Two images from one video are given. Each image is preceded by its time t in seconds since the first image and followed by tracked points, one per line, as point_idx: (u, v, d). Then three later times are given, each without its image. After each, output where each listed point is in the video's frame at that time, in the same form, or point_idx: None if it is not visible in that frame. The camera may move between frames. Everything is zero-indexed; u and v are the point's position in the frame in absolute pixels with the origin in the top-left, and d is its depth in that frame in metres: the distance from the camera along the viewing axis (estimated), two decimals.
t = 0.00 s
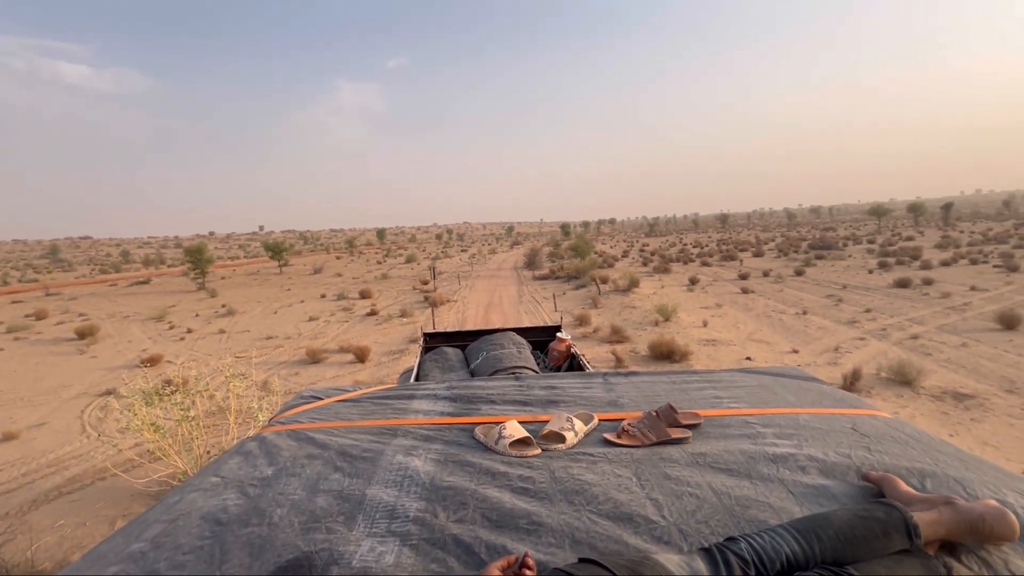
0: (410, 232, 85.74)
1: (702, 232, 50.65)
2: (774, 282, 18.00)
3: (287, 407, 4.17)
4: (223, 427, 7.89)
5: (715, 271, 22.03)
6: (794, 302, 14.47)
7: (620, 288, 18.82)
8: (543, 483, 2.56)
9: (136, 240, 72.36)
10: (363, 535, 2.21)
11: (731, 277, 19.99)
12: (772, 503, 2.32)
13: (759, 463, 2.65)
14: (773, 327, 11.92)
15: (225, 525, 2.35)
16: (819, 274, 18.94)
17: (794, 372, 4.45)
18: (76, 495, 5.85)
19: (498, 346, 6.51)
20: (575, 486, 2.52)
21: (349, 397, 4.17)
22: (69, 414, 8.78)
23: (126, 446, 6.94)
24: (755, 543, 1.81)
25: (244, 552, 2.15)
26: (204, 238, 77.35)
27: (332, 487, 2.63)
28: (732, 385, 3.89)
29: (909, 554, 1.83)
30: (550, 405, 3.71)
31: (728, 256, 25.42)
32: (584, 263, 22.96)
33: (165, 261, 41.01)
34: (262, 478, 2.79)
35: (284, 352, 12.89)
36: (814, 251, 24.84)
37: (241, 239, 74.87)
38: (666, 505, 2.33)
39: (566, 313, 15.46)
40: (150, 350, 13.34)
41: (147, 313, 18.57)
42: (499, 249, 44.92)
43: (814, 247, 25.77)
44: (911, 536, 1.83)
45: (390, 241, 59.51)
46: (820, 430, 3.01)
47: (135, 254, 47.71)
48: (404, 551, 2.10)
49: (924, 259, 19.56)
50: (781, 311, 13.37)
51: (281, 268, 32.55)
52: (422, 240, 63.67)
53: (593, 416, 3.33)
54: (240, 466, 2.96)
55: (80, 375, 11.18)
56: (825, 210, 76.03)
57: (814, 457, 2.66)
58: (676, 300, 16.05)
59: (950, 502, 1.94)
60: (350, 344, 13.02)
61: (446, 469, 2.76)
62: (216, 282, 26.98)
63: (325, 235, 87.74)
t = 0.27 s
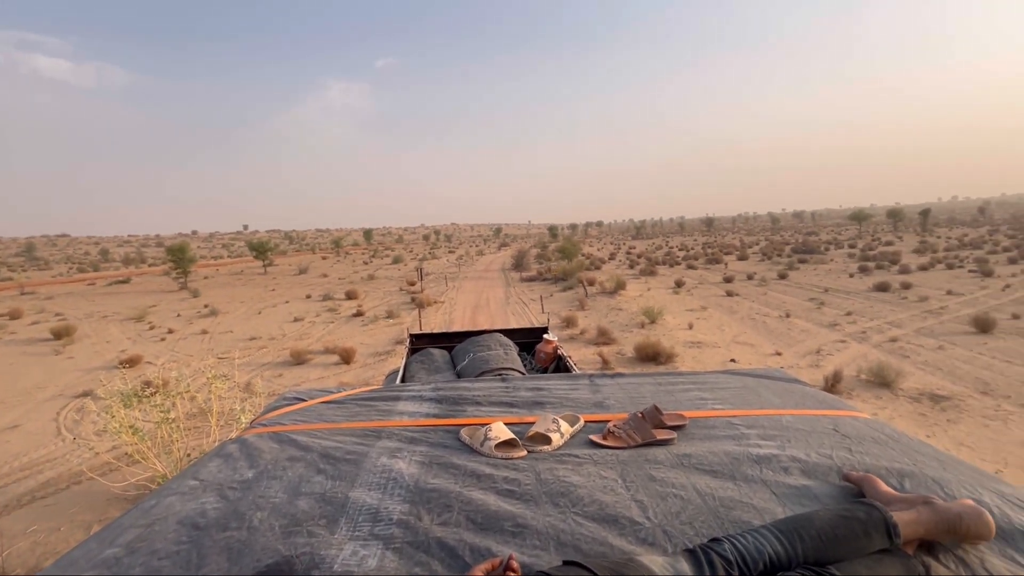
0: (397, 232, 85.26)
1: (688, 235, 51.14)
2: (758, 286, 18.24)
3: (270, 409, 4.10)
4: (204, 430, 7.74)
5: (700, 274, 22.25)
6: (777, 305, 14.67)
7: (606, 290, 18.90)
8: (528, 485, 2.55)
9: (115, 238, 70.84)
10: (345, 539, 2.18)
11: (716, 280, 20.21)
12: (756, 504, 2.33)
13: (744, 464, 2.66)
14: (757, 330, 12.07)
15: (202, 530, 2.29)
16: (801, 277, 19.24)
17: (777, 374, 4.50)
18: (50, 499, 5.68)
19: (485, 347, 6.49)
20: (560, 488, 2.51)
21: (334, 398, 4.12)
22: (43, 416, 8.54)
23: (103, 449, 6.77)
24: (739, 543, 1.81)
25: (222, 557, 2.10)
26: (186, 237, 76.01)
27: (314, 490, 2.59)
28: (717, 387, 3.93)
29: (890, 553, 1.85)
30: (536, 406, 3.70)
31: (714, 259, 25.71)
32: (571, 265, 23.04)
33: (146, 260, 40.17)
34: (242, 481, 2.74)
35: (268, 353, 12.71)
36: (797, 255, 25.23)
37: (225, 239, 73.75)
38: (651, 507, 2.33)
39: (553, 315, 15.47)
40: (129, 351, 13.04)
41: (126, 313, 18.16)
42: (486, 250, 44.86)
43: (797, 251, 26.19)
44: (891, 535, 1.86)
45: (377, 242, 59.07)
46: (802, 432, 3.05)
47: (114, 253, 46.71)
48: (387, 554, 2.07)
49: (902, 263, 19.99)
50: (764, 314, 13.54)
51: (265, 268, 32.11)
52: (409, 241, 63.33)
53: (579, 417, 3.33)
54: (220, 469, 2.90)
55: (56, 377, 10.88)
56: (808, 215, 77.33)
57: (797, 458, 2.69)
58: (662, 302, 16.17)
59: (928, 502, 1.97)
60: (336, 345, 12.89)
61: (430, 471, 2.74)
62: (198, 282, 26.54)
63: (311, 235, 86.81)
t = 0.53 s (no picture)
0: (385, 231, 84.72)
1: (675, 237, 51.55)
2: (743, 288, 18.45)
3: (251, 407, 4.03)
4: (185, 430, 7.60)
5: (687, 276, 22.45)
6: (762, 307, 14.85)
7: (594, 291, 18.98)
8: (512, 483, 2.54)
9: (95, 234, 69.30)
10: (325, 537, 2.15)
11: (702, 282, 20.40)
12: (736, 501, 2.36)
13: (725, 462, 2.69)
14: (742, 331, 12.21)
15: (178, 529, 2.24)
16: (785, 280, 19.51)
17: (760, 373, 4.55)
18: (23, 501, 5.53)
19: (471, 347, 6.46)
20: (544, 485, 2.51)
21: (317, 397, 4.07)
22: (17, 415, 8.32)
23: (80, 450, 6.61)
24: (719, 539, 1.83)
25: (198, 557, 2.06)
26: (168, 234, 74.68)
27: (294, 489, 2.55)
28: (700, 386, 3.96)
29: (865, 547, 1.88)
30: (521, 405, 3.70)
31: (700, 261, 25.96)
32: (559, 266, 23.10)
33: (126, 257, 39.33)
34: (221, 480, 2.69)
35: (252, 352, 12.52)
36: (781, 258, 25.60)
37: (209, 236, 72.65)
38: (633, 504, 2.33)
39: (541, 315, 15.48)
40: (108, 349, 12.76)
41: (105, 311, 17.77)
42: (475, 250, 44.79)
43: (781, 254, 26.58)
44: (867, 530, 1.89)
45: (364, 241, 58.62)
46: (784, 430, 3.08)
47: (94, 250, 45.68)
48: (368, 553, 2.05)
49: (882, 267, 20.38)
50: (749, 315, 13.71)
51: (250, 266, 31.67)
52: (397, 240, 62.93)
53: (563, 416, 3.33)
54: (198, 467, 2.85)
55: (31, 376, 10.61)
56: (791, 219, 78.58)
57: (778, 456, 2.72)
58: (649, 303, 16.28)
59: (904, 497, 2.01)
60: (321, 344, 12.76)
61: (413, 469, 2.72)
62: (181, 280, 26.08)
63: (297, 233, 85.85)
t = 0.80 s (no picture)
0: (372, 229, 84.11)
1: (662, 237, 51.95)
2: (728, 288, 18.66)
3: (232, 405, 3.96)
4: (166, 428, 7.45)
5: (673, 276, 22.64)
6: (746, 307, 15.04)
7: (581, 290, 19.04)
8: (497, 481, 2.53)
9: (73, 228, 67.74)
10: (307, 536, 2.12)
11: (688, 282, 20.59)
12: (720, 498, 2.37)
13: (710, 459, 2.70)
14: (726, 331, 12.35)
15: (155, 529, 2.19)
16: (770, 281, 19.78)
17: (744, 372, 4.59)
18: None
19: (458, 345, 6.43)
20: (529, 483, 2.50)
21: (300, 394, 4.02)
22: None
23: (56, 449, 6.45)
24: (703, 536, 1.83)
25: (175, 557, 2.02)
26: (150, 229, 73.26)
27: (276, 487, 2.51)
28: (686, 384, 3.98)
29: (846, 543, 1.90)
30: (507, 403, 3.69)
31: (686, 261, 26.19)
32: (547, 265, 23.13)
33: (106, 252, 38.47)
34: (200, 478, 2.64)
35: (235, 350, 12.34)
36: (766, 259, 25.95)
37: (193, 232, 71.51)
38: (618, 502, 2.34)
39: (528, 314, 15.49)
40: (86, 346, 12.47)
41: (84, 308, 17.36)
42: (463, 249, 44.67)
43: (766, 255, 26.93)
44: (847, 526, 1.91)
45: (351, 238, 58.09)
46: (767, 428, 3.11)
47: (72, 244, 44.59)
48: (350, 551, 2.02)
49: (864, 269, 20.74)
50: (733, 316, 13.86)
51: (234, 263, 31.19)
52: (384, 238, 62.49)
53: (549, 414, 3.32)
54: (176, 466, 2.79)
55: (4, 373, 10.32)
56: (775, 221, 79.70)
57: (761, 453, 2.75)
58: (635, 303, 16.39)
59: (883, 493, 2.04)
60: (306, 342, 12.62)
61: (397, 467, 2.69)
62: (163, 276, 25.62)
63: (282, 230, 84.81)
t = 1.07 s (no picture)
0: (359, 226, 83.41)
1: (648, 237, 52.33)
2: (713, 288, 18.87)
3: (213, 402, 3.89)
4: (146, 427, 7.31)
5: (660, 276, 22.83)
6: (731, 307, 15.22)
7: (568, 289, 19.09)
8: (482, 478, 2.52)
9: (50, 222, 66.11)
10: (288, 534, 2.09)
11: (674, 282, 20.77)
12: (703, 493, 2.39)
13: (694, 455, 2.72)
14: (711, 330, 12.49)
15: (131, 527, 2.14)
16: (754, 281, 20.04)
17: (728, 371, 4.64)
18: None
19: (445, 343, 6.40)
20: (514, 480, 2.49)
21: (284, 391, 3.96)
22: None
23: (31, 448, 6.29)
24: (686, 531, 1.85)
25: (152, 556, 1.97)
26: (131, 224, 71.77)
27: (257, 484, 2.47)
28: (671, 382, 4.01)
29: (826, 537, 1.93)
30: (493, 400, 3.68)
31: (672, 261, 26.42)
32: (535, 264, 23.15)
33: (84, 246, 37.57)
34: (178, 476, 2.58)
35: (218, 347, 12.14)
36: (750, 260, 26.30)
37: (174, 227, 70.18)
38: (603, 497, 2.34)
39: (515, 313, 15.50)
40: (62, 343, 12.17)
41: (61, 303, 16.94)
42: (451, 247, 44.52)
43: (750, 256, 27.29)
44: (827, 520, 1.94)
45: (337, 235, 57.54)
46: (749, 425, 3.15)
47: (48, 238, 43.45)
48: (332, 549, 2.00)
49: (844, 270, 21.12)
50: (718, 315, 14.02)
51: (217, 259, 30.70)
52: (371, 235, 62.02)
53: (535, 411, 3.32)
54: (154, 464, 2.73)
55: None
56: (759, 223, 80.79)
57: (744, 450, 2.77)
58: (622, 302, 16.49)
59: (862, 488, 2.07)
60: (291, 340, 12.46)
61: (382, 464, 2.66)
62: (143, 272, 25.12)
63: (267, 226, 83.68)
